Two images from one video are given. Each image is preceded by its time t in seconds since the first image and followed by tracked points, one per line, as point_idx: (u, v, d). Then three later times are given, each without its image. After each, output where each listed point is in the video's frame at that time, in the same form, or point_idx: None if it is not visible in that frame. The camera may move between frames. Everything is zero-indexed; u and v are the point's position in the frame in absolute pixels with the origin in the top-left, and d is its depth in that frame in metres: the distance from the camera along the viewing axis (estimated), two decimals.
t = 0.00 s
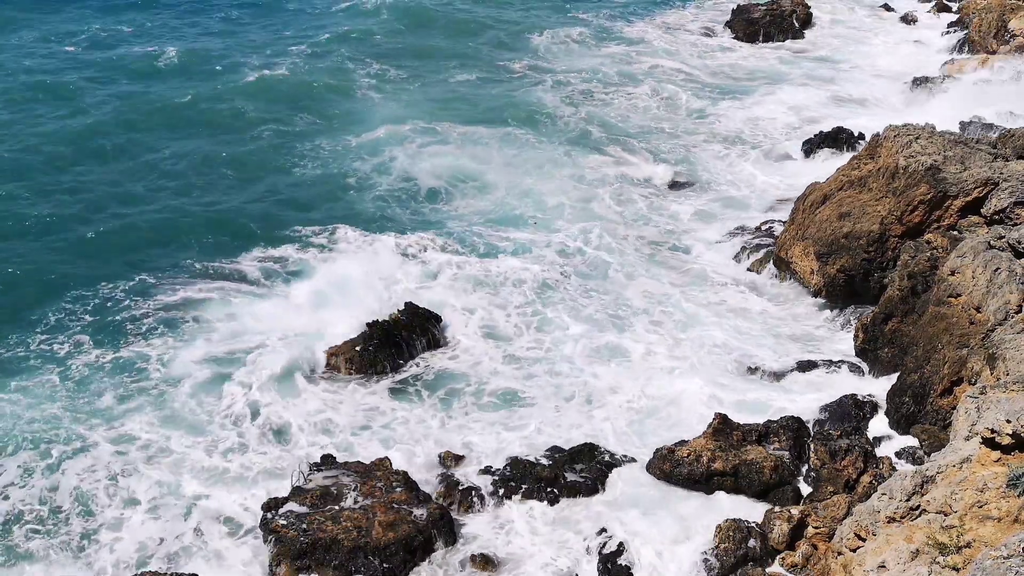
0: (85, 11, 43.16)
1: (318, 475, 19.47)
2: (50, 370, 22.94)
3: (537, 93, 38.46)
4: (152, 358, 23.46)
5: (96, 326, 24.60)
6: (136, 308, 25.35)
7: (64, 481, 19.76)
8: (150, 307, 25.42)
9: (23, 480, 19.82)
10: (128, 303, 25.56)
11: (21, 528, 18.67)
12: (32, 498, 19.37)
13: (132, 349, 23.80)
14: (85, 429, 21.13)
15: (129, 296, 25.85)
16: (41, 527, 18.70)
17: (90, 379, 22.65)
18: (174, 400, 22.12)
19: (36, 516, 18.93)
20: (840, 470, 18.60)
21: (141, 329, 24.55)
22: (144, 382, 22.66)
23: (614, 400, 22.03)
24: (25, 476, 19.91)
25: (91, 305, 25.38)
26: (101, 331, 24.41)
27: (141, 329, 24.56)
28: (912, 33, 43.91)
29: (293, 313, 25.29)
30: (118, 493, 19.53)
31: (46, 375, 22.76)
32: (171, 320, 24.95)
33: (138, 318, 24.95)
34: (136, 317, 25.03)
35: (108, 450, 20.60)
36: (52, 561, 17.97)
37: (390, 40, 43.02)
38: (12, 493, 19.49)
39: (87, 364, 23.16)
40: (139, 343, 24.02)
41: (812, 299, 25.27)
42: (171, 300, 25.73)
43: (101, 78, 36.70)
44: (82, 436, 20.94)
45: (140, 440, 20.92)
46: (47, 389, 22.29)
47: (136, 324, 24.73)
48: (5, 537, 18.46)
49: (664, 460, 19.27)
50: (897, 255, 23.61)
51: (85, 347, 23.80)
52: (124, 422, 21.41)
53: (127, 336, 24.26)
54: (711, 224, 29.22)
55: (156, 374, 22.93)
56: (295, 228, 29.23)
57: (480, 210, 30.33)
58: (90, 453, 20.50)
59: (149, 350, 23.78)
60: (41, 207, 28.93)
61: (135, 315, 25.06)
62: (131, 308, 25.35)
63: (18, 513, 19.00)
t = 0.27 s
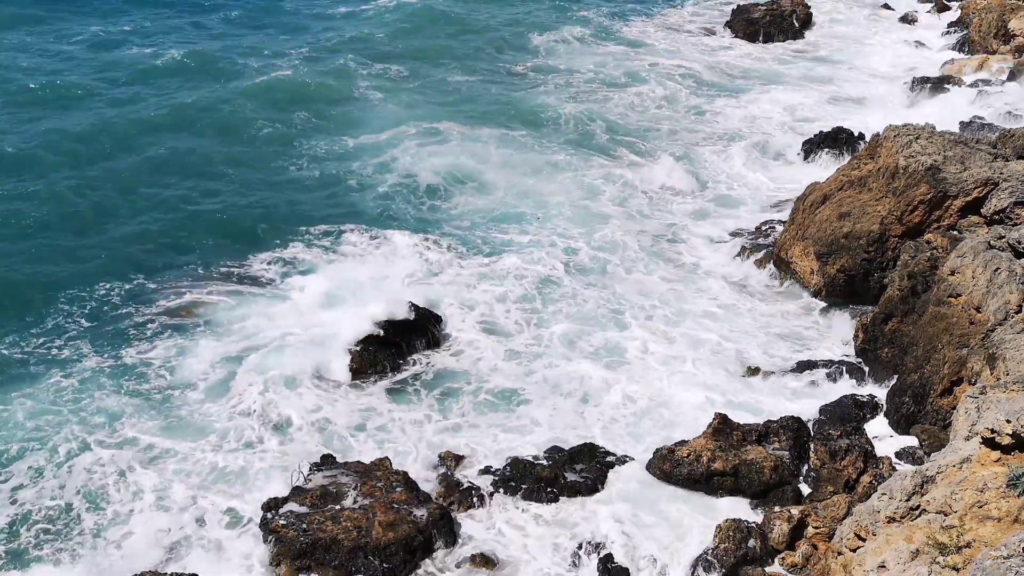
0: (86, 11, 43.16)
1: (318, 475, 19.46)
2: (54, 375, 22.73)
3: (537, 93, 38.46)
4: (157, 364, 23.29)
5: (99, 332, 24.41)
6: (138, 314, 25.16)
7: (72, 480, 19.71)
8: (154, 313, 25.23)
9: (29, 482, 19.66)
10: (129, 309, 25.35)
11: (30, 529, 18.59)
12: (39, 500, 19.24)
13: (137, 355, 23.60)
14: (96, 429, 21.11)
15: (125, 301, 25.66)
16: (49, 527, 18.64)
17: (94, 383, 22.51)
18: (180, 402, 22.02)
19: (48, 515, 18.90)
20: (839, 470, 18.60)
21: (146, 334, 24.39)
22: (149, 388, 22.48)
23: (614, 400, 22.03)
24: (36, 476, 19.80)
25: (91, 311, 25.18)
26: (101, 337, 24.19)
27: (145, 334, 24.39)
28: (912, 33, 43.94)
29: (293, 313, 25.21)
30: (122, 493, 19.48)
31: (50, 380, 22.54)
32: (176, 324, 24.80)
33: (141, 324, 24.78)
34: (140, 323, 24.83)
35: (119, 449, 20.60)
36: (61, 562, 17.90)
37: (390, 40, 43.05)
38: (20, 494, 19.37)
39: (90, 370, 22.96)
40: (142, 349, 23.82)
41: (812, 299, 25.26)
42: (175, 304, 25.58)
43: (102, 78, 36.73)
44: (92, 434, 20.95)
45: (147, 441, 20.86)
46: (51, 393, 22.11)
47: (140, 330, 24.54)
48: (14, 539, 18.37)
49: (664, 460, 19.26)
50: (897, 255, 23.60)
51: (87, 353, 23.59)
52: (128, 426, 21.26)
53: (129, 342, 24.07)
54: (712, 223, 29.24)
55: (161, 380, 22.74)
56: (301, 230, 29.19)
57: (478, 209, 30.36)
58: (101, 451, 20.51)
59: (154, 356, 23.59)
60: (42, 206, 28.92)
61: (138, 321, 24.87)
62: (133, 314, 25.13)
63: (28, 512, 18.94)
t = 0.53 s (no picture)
0: (86, 9, 43.16)
1: (318, 475, 19.46)
2: (55, 382, 22.50)
3: (537, 93, 38.47)
4: (159, 370, 23.11)
5: (98, 337, 24.18)
6: (137, 321, 24.94)
7: (76, 480, 19.68)
8: (154, 319, 25.03)
9: (33, 487, 19.58)
10: (127, 316, 25.10)
11: (38, 530, 18.59)
12: (45, 503, 19.19)
13: (138, 361, 23.40)
14: (102, 428, 21.15)
15: (122, 308, 25.41)
16: (56, 528, 18.64)
17: (95, 387, 22.37)
18: (182, 406, 21.91)
19: (57, 515, 18.91)
20: (839, 470, 18.61)
21: (146, 339, 24.21)
22: (150, 394, 22.27)
23: (614, 399, 22.04)
24: (42, 479, 19.76)
25: (88, 317, 24.92)
26: (100, 344, 23.94)
27: (145, 339, 24.20)
28: (912, 33, 43.95)
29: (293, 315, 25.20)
30: (125, 493, 19.47)
31: (51, 388, 22.30)
32: (177, 330, 24.62)
33: (141, 329, 24.58)
34: (141, 330, 24.59)
35: (127, 447, 20.63)
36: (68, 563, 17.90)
37: (390, 40, 43.08)
38: (26, 500, 19.28)
39: (90, 377, 22.73)
40: (144, 355, 23.62)
41: (812, 299, 25.26)
42: (176, 308, 25.40)
43: (103, 77, 36.74)
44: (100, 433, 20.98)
45: (151, 442, 20.80)
46: (52, 399, 21.92)
47: (141, 335, 24.35)
48: (22, 544, 18.31)
49: (664, 460, 19.26)
50: (897, 255, 23.60)
51: (87, 359, 23.35)
52: (130, 430, 21.15)
53: (128, 347, 23.87)
54: (712, 223, 29.26)
55: (162, 386, 22.55)
56: (307, 232, 29.15)
57: (477, 205, 30.52)
58: (109, 449, 20.55)
59: (155, 362, 23.39)
60: (42, 206, 28.91)
61: (138, 327, 24.66)
62: (132, 322, 24.89)
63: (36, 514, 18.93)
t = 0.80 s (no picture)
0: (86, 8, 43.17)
1: (319, 476, 19.47)
2: (54, 385, 22.42)
3: (537, 93, 38.50)
4: (161, 372, 23.06)
5: (97, 340, 24.09)
6: (133, 322, 24.86)
7: (76, 482, 19.70)
8: (154, 322, 24.94)
9: (35, 491, 19.52)
10: (124, 318, 25.03)
11: (45, 531, 18.54)
12: (49, 506, 19.17)
13: (139, 364, 23.34)
14: (105, 429, 21.15)
15: (119, 309, 25.34)
16: (60, 529, 18.60)
17: (96, 394, 22.22)
18: (183, 407, 21.87)
19: (62, 517, 18.89)
20: (839, 470, 18.61)
21: (147, 341, 24.17)
22: (153, 396, 22.26)
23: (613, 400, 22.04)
24: (43, 483, 19.71)
25: (86, 318, 24.86)
26: (99, 345, 23.90)
27: (146, 341, 24.15)
28: (912, 33, 43.96)
29: (293, 314, 25.24)
30: (126, 494, 19.47)
31: (50, 392, 22.20)
32: (178, 331, 24.61)
33: (139, 332, 24.51)
34: (140, 333, 24.50)
35: (128, 450, 20.62)
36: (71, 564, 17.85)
37: (390, 40, 43.12)
38: (27, 503, 19.23)
39: (89, 382, 22.62)
40: (144, 358, 23.55)
41: (812, 300, 25.26)
42: (177, 310, 25.32)
43: (103, 77, 36.75)
44: (104, 437, 20.92)
45: (154, 443, 20.79)
46: (52, 400, 21.93)
47: (141, 338, 24.29)
48: (26, 546, 18.23)
49: (664, 460, 19.26)
50: (897, 255, 23.60)
51: (85, 363, 23.26)
52: (132, 432, 21.11)
53: (128, 350, 23.79)
54: (711, 222, 29.27)
55: (163, 389, 22.50)
56: (309, 231, 29.22)
57: (474, 202, 30.67)
58: (111, 451, 20.56)
59: (156, 365, 23.33)
60: (41, 207, 28.91)
61: (135, 330, 24.59)
62: (128, 324, 24.81)
63: (42, 517, 18.90)
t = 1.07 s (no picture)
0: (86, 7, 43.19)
1: (319, 476, 19.48)
2: (50, 387, 22.43)
3: (537, 93, 38.52)
4: (160, 373, 23.07)
5: (94, 341, 24.07)
6: (127, 321, 24.91)
7: (76, 483, 19.75)
8: (152, 323, 24.94)
9: (33, 492, 19.57)
10: (119, 316, 25.10)
11: (46, 533, 18.60)
12: (47, 505, 19.25)
13: (138, 364, 23.38)
14: (104, 431, 21.15)
15: (114, 308, 25.41)
16: (58, 531, 18.64)
17: (96, 397, 22.18)
18: (183, 408, 21.87)
19: (63, 519, 18.92)
20: (839, 470, 18.62)
21: (146, 346, 24.03)
22: (152, 399, 22.21)
23: (614, 399, 22.04)
24: (41, 486, 19.73)
25: (83, 318, 24.91)
26: (95, 344, 23.94)
27: (145, 344, 24.09)
28: (911, 33, 43.97)
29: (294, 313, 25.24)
30: (126, 495, 19.48)
31: (47, 394, 22.20)
32: (177, 332, 24.63)
33: (136, 333, 24.51)
34: (134, 333, 24.53)
35: (128, 452, 20.61)
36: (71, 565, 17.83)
37: (390, 40, 43.15)
38: (24, 503, 19.30)
39: (87, 387, 22.53)
40: (144, 360, 23.53)
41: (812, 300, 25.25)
42: (175, 310, 25.31)
43: (103, 76, 36.78)
44: (103, 442, 20.84)
45: (153, 445, 20.77)
46: (51, 401, 21.98)
47: (140, 339, 24.27)
48: (25, 547, 18.28)
49: (664, 460, 19.27)
50: (897, 255, 23.60)
51: (83, 365, 23.24)
52: (132, 435, 21.07)
53: (127, 351, 23.81)
54: (711, 221, 29.28)
55: (162, 392, 22.44)
56: (307, 229, 29.32)
57: (474, 200, 30.72)
58: (111, 453, 20.56)
59: (156, 368, 23.31)
60: (41, 206, 28.94)
61: (130, 329, 24.63)
62: (122, 322, 24.86)
63: (41, 516, 18.99)
